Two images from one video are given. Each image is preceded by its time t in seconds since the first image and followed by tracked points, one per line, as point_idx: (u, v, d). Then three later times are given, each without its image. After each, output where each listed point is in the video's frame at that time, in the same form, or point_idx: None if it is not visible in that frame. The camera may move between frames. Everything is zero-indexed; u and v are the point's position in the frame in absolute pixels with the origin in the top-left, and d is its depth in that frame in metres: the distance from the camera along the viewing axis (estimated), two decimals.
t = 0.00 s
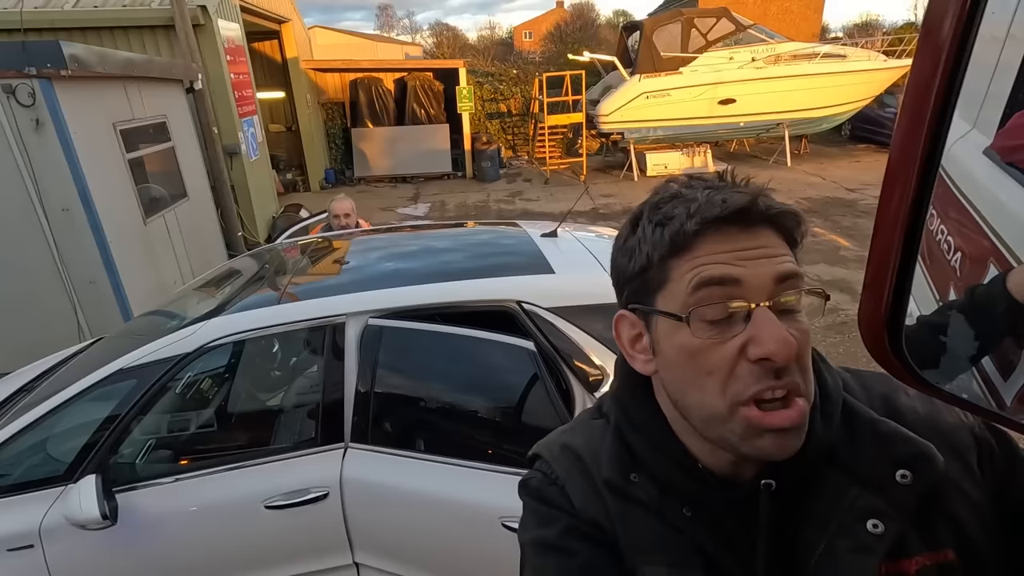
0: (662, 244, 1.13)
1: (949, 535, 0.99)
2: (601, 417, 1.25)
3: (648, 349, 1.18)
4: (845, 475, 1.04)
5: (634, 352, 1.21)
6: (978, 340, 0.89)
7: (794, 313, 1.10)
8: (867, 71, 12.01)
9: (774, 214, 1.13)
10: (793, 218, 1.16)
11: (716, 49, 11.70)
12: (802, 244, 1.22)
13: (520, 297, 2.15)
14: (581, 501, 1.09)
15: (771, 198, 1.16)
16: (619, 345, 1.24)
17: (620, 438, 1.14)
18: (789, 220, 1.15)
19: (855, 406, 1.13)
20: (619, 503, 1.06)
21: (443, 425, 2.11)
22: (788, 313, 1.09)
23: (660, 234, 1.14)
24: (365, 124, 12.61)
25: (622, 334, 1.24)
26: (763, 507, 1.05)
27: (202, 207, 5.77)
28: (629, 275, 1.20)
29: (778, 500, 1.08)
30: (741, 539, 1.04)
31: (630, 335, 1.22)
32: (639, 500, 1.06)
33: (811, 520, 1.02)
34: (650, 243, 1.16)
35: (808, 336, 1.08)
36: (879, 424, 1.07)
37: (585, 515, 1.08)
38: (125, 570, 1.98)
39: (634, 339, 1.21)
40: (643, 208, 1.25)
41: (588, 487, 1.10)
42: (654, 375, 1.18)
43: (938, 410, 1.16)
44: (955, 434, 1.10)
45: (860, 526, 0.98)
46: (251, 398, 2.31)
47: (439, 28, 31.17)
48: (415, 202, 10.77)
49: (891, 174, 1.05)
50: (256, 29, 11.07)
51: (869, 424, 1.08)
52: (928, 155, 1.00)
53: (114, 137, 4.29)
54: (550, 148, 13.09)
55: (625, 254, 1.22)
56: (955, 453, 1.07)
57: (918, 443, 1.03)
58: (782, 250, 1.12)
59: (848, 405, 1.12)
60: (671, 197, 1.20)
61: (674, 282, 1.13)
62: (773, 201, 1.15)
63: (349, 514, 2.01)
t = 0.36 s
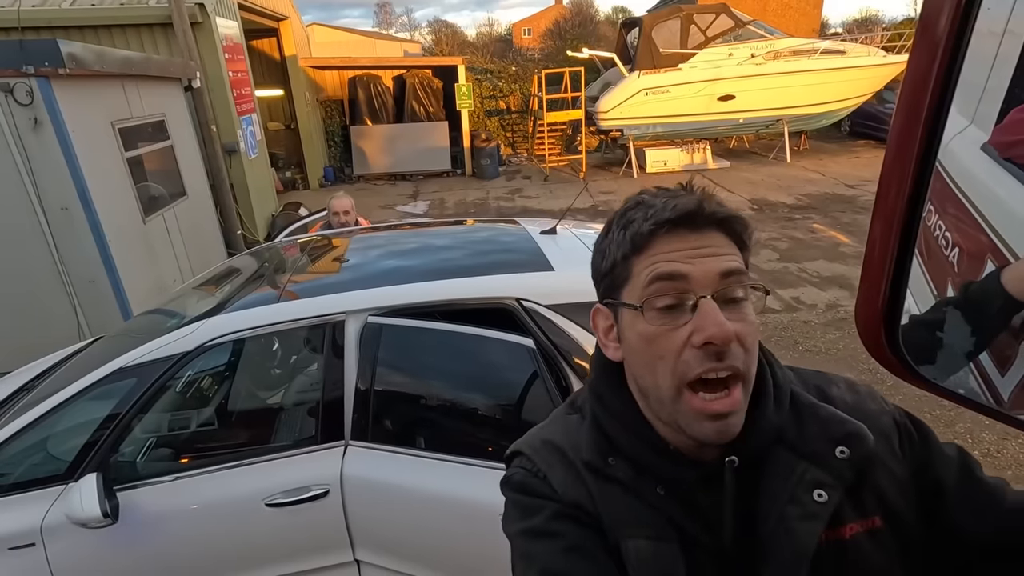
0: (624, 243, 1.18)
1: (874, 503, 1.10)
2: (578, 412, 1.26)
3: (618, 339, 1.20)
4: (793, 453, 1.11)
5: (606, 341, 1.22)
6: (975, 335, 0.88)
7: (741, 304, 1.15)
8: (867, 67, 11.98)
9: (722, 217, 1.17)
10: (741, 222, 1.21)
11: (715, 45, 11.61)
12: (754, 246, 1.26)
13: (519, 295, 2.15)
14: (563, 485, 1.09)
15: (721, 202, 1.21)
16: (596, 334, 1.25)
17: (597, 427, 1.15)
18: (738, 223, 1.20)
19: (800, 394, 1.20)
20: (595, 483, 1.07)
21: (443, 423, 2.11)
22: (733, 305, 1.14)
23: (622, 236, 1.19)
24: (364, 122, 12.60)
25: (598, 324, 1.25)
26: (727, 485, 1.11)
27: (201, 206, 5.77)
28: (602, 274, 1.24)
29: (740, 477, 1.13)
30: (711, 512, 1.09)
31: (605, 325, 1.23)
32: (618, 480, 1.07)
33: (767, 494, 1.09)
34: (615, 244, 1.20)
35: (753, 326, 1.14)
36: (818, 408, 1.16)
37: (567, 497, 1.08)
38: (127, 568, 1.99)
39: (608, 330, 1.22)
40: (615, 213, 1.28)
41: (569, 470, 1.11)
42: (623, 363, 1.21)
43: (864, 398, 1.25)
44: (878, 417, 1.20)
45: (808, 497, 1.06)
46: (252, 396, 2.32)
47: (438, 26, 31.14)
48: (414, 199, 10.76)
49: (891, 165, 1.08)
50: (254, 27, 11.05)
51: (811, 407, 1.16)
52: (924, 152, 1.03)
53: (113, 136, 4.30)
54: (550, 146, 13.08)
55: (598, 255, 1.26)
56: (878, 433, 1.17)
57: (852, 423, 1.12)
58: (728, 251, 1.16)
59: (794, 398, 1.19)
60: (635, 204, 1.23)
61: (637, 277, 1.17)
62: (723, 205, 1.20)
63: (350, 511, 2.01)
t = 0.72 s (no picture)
0: (635, 233, 1.17)
1: (844, 481, 1.10)
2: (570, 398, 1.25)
3: (619, 323, 1.21)
4: (777, 437, 1.12)
5: (606, 325, 1.23)
6: (971, 334, 0.88)
7: (741, 303, 1.14)
8: (865, 67, 11.99)
9: (731, 216, 1.17)
10: (747, 222, 1.20)
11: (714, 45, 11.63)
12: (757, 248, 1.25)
13: (518, 294, 2.15)
14: (559, 467, 1.09)
15: (729, 201, 1.20)
16: (596, 318, 1.25)
17: (593, 414, 1.14)
18: (744, 222, 1.19)
19: (783, 382, 1.21)
20: (592, 464, 1.08)
21: (442, 422, 2.10)
22: (734, 302, 1.13)
23: (634, 226, 1.18)
24: (363, 122, 12.60)
25: (599, 310, 1.25)
26: (720, 467, 1.11)
27: (199, 205, 5.76)
28: (608, 261, 1.23)
29: (730, 462, 1.13)
30: (703, 491, 1.09)
31: (606, 311, 1.23)
32: (614, 463, 1.07)
33: (754, 477, 1.09)
34: (626, 233, 1.19)
35: (752, 325, 1.13)
36: (799, 394, 1.18)
37: (563, 480, 1.07)
38: (125, 568, 1.98)
39: (609, 315, 1.23)
40: (628, 203, 1.28)
41: (565, 453, 1.11)
42: (621, 348, 1.21)
43: (836, 384, 1.25)
44: (848, 403, 1.20)
45: (791, 477, 1.07)
46: (250, 397, 2.31)
47: (436, 25, 31.15)
48: (413, 199, 10.75)
49: (889, 166, 1.07)
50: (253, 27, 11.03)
51: (792, 394, 1.18)
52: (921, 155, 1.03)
53: (111, 135, 4.29)
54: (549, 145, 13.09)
55: (607, 242, 1.25)
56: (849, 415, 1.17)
57: (831, 408, 1.14)
58: (733, 252, 1.16)
59: (778, 386, 1.20)
60: (648, 196, 1.24)
61: (644, 269, 1.16)
62: (732, 205, 1.19)
63: (348, 511, 2.01)
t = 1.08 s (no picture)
0: (649, 236, 1.16)
1: (855, 489, 1.09)
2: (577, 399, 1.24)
3: (631, 327, 1.19)
4: (787, 442, 1.11)
5: (617, 329, 1.21)
6: (974, 339, 0.87)
7: (759, 304, 1.15)
8: (864, 66, 11.99)
9: (751, 217, 1.16)
10: (766, 219, 1.19)
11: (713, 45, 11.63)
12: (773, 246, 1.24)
13: (516, 295, 2.14)
14: (568, 474, 1.08)
15: (749, 201, 1.19)
16: (605, 320, 1.23)
17: (599, 418, 1.13)
18: (763, 222, 1.19)
19: (796, 385, 1.20)
20: (601, 472, 1.07)
21: (440, 424, 2.09)
22: (753, 305, 1.14)
23: (649, 227, 1.16)
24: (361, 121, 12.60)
25: (609, 312, 1.23)
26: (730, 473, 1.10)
27: (197, 205, 5.75)
28: (619, 263, 1.22)
29: (741, 470, 1.13)
30: (712, 499, 1.08)
31: (616, 313, 1.21)
32: (620, 469, 1.07)
33: (766, 484, 1.08)
34: (639, 234, 1.18)
35: (771, 327, 1.14)
36: (812, 398, 1.16)
37: (572, 486, 1.07)
38: (121, 570, 1.97)
39: (619, 317, 1.21)
40: (637, 202, 1.26)
41: (574, 459, 1.10)
42: (633, 352, 1.20)
43: (849, 388, 1.24)
44: (861, 407, 1.18)
45: (801, 484, 1.06)
46: (247, 397, 2.30)
47: (435, 25, 31.16)
48: (412, 199, 10.75)
49: (891, 166, 1.06)
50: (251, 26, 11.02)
51: (804, 397, 1.16)
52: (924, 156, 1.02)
53: (108, 134, 4.28)
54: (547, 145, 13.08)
55: (617, 242, 1.24)
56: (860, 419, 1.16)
57: (844, 413, 1.11)
58: (752, 253, 1.15)
59: (790, 388, 1.19)
60: (661, 194, 1.21)
61: (659, 271, 1.15)
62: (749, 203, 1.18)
63: (346, 512, 2.00)
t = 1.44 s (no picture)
0: (651, 226, 1.17)
1: (855, 476, 1.09)
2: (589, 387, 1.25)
3: (636, 314, 1.20)
4: (789, 431, 1.11)
5: (623, 316, 1.23)
6: (970, 335, 0.88)
7: (756, 291, 1.15)
8: (863, 66, 12.00)
9: (745, 208, 1.17)
10: (763, 213, 1.20)
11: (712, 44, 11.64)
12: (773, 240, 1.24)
13: (516, 293, 2.14)
14: (578, 454, 1.09)
15: (744, 193, 1.20)
16: (613, 308, 1.25)
17: (610, 403, 1.14)
18: (758, 213, 1.19)
19: (800, 378, 1.19)
20: (607, 454, 1.08)
21: (440, 422, 2.10)
22: (750, 291, 1.14)
23: (651, 217, 1.18)
24: (360, 121, 12.60)
25: (616, 302, 1.25)
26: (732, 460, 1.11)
27: (196, 204, 5.75)
28: (626, 254, 1.23)
29: (742, 454, 1.13)
30: (715, 483, 1.08)
31: (623, 303, 1.23)
32: (628, 452, 1.07)
33: (767, 472, 1.08)
34: (642, 225, 1.19)
35: (767, 313, 1.14)
36: (816, 389, 1.16)
37: (582, 464, 1.08)
38: (122, 568, 1.97)
39: (626, 306, 1.22)
40: (642, 196, 1.27)
41: (585, 441, 1.10)
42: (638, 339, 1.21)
43: (852, 381, 1.23)
44: (863, 399, 1.18)
45: (802, 471, 1.06)
46: (247, 396, 2.30)
47: (435, 25, 31.19)
48: (411, 198, 10.75)
49: (887, 169, 1.07)
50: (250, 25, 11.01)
51: (808, 389, 1.16)
52: (920, 155, 1.02)
53: (108, 133, 4.28)
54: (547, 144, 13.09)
55: (624, 236, 1.25)
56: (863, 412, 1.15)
57: (847, 404, 1.11)
58: (747, 243, 1.16)
59: (793, 380, 1.19)
60: (664, 188, 1.23)
61: (660, 259, 1.16)
62: (747, 196, 1.18)
63: (346, 510, 2.01)
